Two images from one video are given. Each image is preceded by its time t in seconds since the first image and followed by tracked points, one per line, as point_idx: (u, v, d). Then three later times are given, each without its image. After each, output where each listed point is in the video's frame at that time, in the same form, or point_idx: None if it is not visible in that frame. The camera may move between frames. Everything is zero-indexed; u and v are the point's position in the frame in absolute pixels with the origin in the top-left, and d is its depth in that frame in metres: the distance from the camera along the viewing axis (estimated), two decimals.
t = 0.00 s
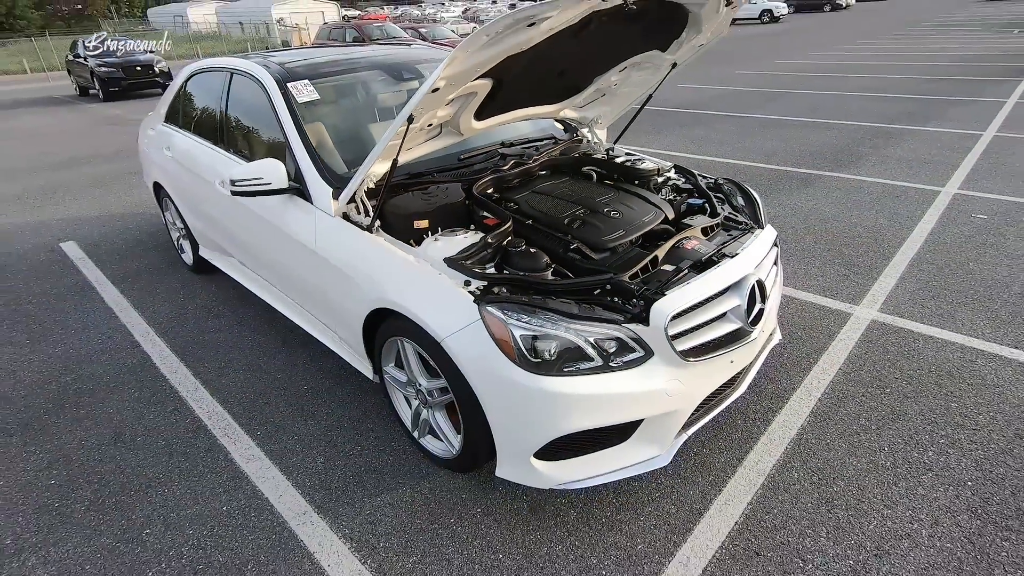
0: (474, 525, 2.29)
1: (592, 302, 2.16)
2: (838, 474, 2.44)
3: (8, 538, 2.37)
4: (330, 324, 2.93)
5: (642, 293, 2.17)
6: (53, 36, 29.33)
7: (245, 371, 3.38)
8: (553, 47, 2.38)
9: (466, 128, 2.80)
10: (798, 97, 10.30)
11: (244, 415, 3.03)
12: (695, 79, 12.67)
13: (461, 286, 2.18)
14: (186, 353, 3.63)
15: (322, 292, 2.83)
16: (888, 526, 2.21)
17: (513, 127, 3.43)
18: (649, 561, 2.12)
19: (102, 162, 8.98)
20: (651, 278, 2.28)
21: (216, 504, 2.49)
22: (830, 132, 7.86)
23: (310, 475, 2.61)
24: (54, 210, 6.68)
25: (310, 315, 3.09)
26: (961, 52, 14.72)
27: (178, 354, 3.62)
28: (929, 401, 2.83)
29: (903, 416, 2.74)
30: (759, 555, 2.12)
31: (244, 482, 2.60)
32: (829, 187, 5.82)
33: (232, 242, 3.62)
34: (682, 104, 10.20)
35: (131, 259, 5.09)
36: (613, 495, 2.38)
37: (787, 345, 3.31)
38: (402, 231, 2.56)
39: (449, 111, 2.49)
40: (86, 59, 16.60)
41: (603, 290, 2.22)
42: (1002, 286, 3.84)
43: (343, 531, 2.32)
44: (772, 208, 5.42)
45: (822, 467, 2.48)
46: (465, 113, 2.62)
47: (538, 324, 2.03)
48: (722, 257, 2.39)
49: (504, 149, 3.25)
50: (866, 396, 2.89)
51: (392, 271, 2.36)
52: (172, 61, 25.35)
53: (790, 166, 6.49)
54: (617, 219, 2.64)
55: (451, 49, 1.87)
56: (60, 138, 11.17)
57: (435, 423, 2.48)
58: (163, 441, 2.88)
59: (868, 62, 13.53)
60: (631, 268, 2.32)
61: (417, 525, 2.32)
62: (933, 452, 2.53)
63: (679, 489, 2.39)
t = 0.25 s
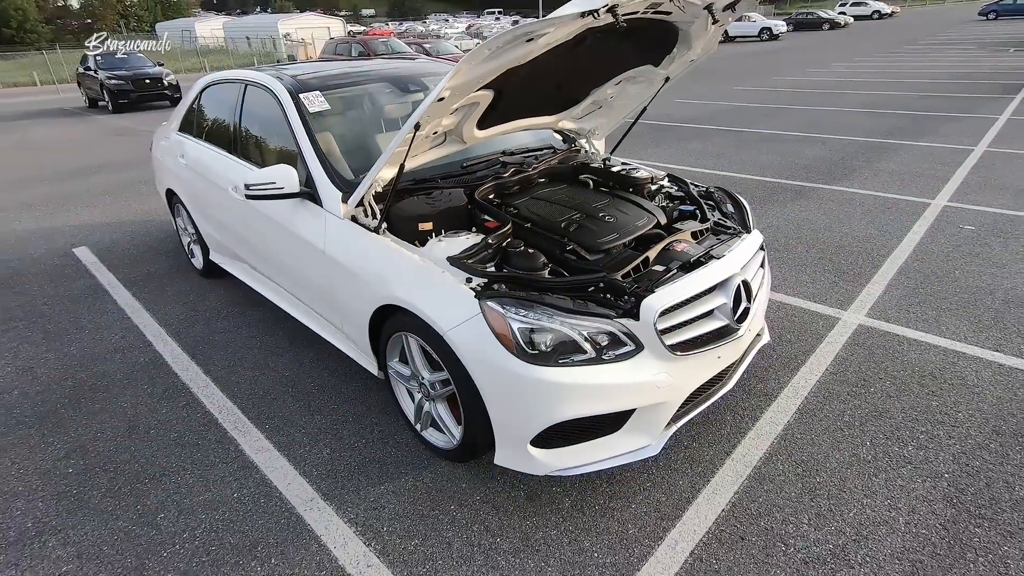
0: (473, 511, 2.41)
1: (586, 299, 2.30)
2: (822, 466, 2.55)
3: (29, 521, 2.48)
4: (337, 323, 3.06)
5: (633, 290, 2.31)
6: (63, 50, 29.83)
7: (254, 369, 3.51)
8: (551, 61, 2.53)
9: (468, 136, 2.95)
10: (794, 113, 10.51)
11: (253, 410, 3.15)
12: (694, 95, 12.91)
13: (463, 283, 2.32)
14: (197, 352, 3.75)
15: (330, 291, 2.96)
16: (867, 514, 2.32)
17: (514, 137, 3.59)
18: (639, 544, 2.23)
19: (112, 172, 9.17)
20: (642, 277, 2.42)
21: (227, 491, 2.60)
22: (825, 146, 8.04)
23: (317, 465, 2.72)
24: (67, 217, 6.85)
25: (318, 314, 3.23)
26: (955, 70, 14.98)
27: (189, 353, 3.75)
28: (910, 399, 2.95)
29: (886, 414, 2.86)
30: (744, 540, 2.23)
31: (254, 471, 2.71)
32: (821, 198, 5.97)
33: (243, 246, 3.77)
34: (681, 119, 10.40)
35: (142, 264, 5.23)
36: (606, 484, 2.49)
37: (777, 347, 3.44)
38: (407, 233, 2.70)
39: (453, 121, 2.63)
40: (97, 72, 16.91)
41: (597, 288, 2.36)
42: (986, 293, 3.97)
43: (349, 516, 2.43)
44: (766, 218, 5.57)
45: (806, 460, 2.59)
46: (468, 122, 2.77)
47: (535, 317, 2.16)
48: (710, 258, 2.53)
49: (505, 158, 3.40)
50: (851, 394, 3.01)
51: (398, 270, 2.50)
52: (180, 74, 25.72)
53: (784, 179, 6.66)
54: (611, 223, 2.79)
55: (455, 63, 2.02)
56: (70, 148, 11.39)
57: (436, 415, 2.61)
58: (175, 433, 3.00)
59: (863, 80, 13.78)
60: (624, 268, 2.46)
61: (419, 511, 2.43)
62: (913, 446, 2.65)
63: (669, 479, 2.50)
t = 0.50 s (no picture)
0: (478, 499, 2.53)
1: (588, 298, 2.44)
2: (813, 463, 2.66)
3: (60, 503, 2.63)
4: (352, 322, 3.21)
5: (632, 290, 2.45)
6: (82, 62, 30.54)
7: (270, 367, 3.66)
8: (557, 77, 2.69)
9: (479, 146, 3.11)
10: (798, 129, 10.67)
11: (269, 404, 3.29)
12: (700, 111, 13.11)
13: (472, 282, 2.47)
14: (215, 351, 3.91)
15: (345, 292, 3.12)
16: (854, 507, 2.43)
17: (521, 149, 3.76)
18: (636, 532, 2.35)
19: (131, 180, 9.43)
20: (641, 279, 2.56)
21: (246, 478, 2.74)
22: (827, 162, 8.18)
23: (330, 456, 2.86)
24: (88, 223, 7.08)
25: (333, 314, 3.39)
26: (960, 88, 15.13)
27: (208, 351, 3.91)
28: (901, 402, 3.07)
29: (876, 415, 2.97)
30: (736, 529, 2.34)
31: (271, 460, 2.86)
32: (822, 212, 6.11)
33: (262, 249, 3.94)
34: (686, 134, 10.58)
35: (162, 268, 5.42)
36: (606, 476, 2.61)
37: (773, 352, 3.56)
38: (421, 237, 2.87)
39: (465, 131, 2.80)
40: (116, 84, 17.33)
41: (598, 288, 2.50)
42: (979, 303, 4.08)
43: (361, 502, 2.56)
44: (768, 230, 5.71)
45: (798, 456, 2.71)
46: (478, 133, 2.94)
47: (540, 314, 2.30)
48: (705, 262, 2.68)
49: (513, 168, 3.57)
50: (843, 397, 3.13)
51: (411, 270, 2.66)
52: (195, 87, 26.21)
53: (786, 193, 6.80)
54: (613, 229, 2.94)
55: (467, 77, 2.18)
56: (90, 157, 11.70)
57: (445, 409, 2.74)
58: (196, 425, 3.15)
59: (868, 97, 13.95)
60: (623, 270, 2.60)
61: (427, 498, 2.55)
62: (901, 445, 2.76)
63: (667, 473, 2.62)
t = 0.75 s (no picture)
0: (487, 493, 2.62)
1: (594, 300, 2.54)
2: (812, 464, 2.74)
3: (86, 492, 2.74)
4: (366, 323, 3.32)
5: (636, 293, 2.55)
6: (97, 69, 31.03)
7: (285, 366, 3.77)
8: (567, 90, 2.81)
9: (491, 155, 3.23)
10: (804, 141, 10.77)
11: (285, 401, 3.40)
12: (707, 122, 13.23)
13: (483, 283, 2.58)
14: (231, 350, 4.03)
15: (360, 293, 3.23)
16: (851, 506, 2.51)
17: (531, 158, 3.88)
18: (639, 526, 2.43)
19: (147, 185, 9.62)
20: (646, 283, 2.67)
21: (263, 470, 2.84)
22: (832, 173, 8.28)
23: (344, 450, 2.96)
24: (106, 226, 7.25)
25: (347, 314, 3.50)
26: (967, 102, 15.20)
27: (225, 350, 4.03)
28: (899, 407, 3.14)
29: (875, 419, 3.05)
30: (737, 525, 2.43)
31: (287, 454, 2.96)
32: (826, 222, 6.20)
33: (279, 252, 4.07)
34: (693, 145, 10.69)
35: (178, 270, 5.56)
36: (611, 473, 2.70)
37: (775, 357, 3.65)
38: (434, 242, 2.98)
39: (478, 141, 2.92)
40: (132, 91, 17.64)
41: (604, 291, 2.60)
42: (979, 313, 4.15)
43: (374, 494, 2.66)
44: (772, 239, 5.80)
45: (797, 457, 2.79)
46: (491, 142, 3.06)
47: (548, 315, 2.41)
48: (708, 268, 2.78)
49: (523, 175, 3.69)
50: (843, 401, 3.21)
51: (425, 271, 2.77)
52: (207, 95, 26.58)
53: (791, 204, 6.90)
54: (619, 235, 3.05)
55: (482, 90, 2.30)
56: (106, 163, 11.92)
57: (456, 406, 2.85)
58: (214, 420, 3.26)
59: (874, 110, 14.05)
60: (628, 274, 2.71)
61: (438, 492, 2.65)
62: (898, 448, 2.83)
63: (669, 471, 2.71)
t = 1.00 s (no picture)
0: (499, 492, 2.69)
1: (606, 305, 2.62)
2: (817, 468, 2.80)
3: (109, 486, 2.82)
4: (381, 326, 3.40)
5: (647, 298, 2.63)
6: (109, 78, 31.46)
7: (300, 368, 3.85)
8: (581, 103, 2.90)
9: (505, 164, 3.33)
10: (809, 154, 10.88)
11: (300, 402, 3.48)
12: (712, 135, 13.36)
13: (499, 287, 2.67)
14: (247, 352, 4.12)
15: (376, 297, 3.32)
16: (856, 508, 2.56)
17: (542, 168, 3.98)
18: (649, 525, 2.49)
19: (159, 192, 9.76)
20: (655, 289, 2.75)
21: (280, 468, 2.91)
22: (837, 187, 8.37)
23: (359, 450, 3.03)
24: (120, 231, 7.37)
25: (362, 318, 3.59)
26: (970, 118, 15.31)
27: (240, 353, 4.11)
28: (902, 414, 3.20)
29: (879, 425, 3.11)
30: (744, 525, 2.49)
31: (303, 452, 3.03)
32: (830, 235, 6.28)
33: (295, 258, 4.17)
34: (699, 157, 10.80)
35: (193, 275, 5.66)
36: (620, 474, 2.76)
37: (781, 364, 3.71)
38: (450, 248, 3.07)
39: (494, 151, 3.01)
40: (144, 100, 17.88)
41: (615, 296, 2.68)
42: (982, 324, 4.22)
43: (389, 492, 2.72)
44: (777, 251, 5.88)
45: (803, 461, 2.85)
46: (506, 152, 3.15)
47: (562, 319, 2.49)
48: (715, 275, 2.86)
49: (535, 185, 3.79)
50: (848, 408, 3.27)
51: (441, 275, 2.86)
52: (217, 104, 26.90)
53: (796, 216, 6.98)
54: (629, 244, 3.14)
55: (501, 102, 2.40)
56: (119, 169, 12.09)
57: (469, 408, 2.92)
58: (232, 419, 3.33)
59: (878, 125, 14.17)
60: (638, 281, 2.79)
61: (451, 490, 2.71)
62: (902, 454, 2.89)
63: (678, 473, 2.77)
